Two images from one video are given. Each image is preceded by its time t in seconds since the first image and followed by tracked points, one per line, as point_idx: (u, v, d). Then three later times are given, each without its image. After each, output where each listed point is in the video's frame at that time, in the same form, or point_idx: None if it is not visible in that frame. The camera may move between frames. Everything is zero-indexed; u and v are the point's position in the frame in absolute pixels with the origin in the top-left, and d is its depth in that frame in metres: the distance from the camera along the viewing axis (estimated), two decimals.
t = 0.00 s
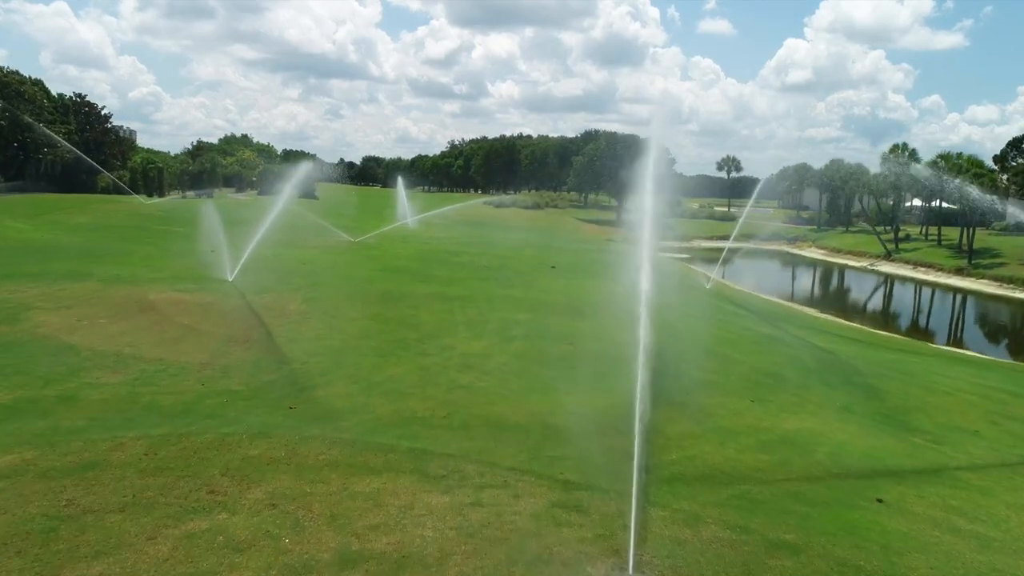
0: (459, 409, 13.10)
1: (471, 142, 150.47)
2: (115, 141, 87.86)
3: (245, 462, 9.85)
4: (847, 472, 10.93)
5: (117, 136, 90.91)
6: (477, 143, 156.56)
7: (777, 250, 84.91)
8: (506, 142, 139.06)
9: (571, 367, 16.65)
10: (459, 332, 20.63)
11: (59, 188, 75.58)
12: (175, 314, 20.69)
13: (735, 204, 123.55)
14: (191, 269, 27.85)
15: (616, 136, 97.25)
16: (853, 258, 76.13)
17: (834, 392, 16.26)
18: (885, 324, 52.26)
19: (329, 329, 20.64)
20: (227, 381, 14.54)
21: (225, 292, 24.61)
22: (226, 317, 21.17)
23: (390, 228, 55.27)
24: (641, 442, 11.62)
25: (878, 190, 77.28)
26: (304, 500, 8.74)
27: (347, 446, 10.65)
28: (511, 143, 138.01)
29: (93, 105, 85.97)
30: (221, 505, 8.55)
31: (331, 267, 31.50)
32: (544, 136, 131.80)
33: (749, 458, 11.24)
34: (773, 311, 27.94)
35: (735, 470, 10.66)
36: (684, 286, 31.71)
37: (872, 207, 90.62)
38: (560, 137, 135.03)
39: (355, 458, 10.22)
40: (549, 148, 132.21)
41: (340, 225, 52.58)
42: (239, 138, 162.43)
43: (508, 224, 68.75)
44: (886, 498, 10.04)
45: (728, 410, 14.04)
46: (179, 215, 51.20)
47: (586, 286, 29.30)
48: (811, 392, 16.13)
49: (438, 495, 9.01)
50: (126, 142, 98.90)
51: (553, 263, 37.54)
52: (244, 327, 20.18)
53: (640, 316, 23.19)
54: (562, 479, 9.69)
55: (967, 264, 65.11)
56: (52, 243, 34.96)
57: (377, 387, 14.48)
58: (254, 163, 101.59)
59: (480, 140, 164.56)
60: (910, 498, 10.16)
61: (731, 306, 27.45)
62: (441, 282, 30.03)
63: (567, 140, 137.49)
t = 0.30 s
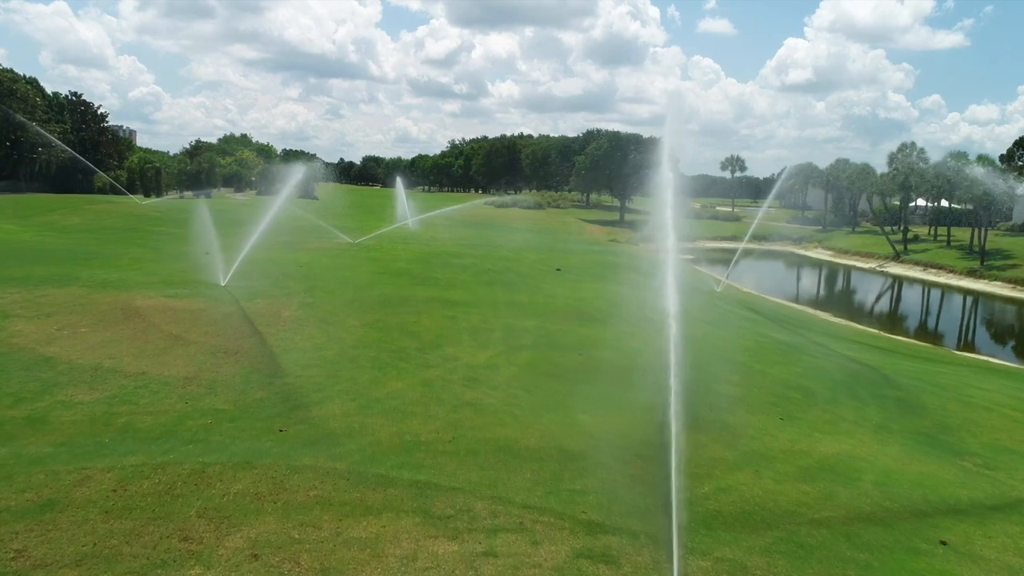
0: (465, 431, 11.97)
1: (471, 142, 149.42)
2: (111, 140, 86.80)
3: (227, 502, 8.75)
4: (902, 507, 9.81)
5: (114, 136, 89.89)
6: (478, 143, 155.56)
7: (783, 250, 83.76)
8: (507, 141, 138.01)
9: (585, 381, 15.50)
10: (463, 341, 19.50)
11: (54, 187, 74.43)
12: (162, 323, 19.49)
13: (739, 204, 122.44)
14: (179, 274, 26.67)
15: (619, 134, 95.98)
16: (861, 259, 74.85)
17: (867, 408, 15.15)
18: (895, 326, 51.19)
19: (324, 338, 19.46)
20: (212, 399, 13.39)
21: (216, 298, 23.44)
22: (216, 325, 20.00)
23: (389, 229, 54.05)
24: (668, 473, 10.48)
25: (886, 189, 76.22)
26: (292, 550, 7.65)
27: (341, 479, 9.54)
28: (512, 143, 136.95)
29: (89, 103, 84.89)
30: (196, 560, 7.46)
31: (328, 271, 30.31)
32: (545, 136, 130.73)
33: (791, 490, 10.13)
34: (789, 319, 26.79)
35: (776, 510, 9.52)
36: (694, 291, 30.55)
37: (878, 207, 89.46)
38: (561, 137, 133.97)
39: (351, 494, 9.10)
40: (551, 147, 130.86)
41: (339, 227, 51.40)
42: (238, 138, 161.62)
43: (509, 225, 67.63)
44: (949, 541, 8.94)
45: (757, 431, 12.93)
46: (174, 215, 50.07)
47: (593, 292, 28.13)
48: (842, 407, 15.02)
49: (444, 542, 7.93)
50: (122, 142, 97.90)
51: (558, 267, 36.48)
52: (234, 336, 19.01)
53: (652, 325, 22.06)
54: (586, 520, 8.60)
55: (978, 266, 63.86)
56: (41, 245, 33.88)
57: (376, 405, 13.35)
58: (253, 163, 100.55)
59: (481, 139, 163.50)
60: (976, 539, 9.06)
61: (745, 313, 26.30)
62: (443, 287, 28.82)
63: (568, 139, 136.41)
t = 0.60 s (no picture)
0: (477, 457, 10.90)
1: (471, 143, 148.55)
2: (107, 139, 85.65)
3: (207, 554, 7.68)
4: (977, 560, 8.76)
5: (110, 135, 88.76)
6: (478, 142, 154.77)
7: (788, 251, 82.58)
8: (507, 141, 136.93)
9: (600, 400, 14.42)
10: (469, 351, 18.40)
11: (49, 188, 73.36)
12: (148, 332, 18.33)
13: (742, 204, 121.34)
14: (170, 278, 25.55)
15: (621, 134, 94.87)
16: (869, 260, 73.56)
17: (907, 428, 14.08)
18: (903, 328, 50.11)
19: (321, 348, 18.31)
20: (197, 419, 12.24)
21: (208, 304, 22.33)
22: (206, 333, 18.83)
23: (389, 230, 52.95)
24: (705, 511, 9.41)
25: (895, 190, 75.01)
26: None
27: (338, 521, 8.46)
28: (513, 143, 135.93)
29: (85, 103, 83.86)
30: None
31: (326, 275, 29.19)
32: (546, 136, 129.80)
33: (846, 535, 9.08)
34: (807, 325, 25.71)
35: (830, 564, 8.45)
36: (706, 297, 29.48)
37: (885, 207, 88.32)
38: (562, 136, 132.89)
39: (350, 544, 8.02)
40: (552, 145, 129.54)
41: (337, 228, 50.25)
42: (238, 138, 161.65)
43: (511, 226, 66.53)
44: None
45: (796, 456, 11.84)
46: (168, 216, 48.96)
47: (602, 299, 27.02)
48: (880, 426, 13.99)
49: None
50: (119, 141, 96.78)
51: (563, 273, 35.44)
52: (225, 345, 17.84)
53: (668, 335, 20.98)
54: None
55: (991, 268, 62.68)
56: (28, 247, 32.74)
57: (378, 426, 12.24)
58: (251, 163, 99.52)
59: (481, 139, 162.81)
60: None
61: (762, 318, 25.26)
62: (446, 291, 27.72)
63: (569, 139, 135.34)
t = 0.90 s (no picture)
0: (493, 491, 9.92)
1: (472, 142, 147.50)
2: (103, 138, 84.48)
3: None
4: None
5: (107, 134, 87.56)
6: (478, 142, 153.79)
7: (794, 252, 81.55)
8: (508, 140, 135.80)
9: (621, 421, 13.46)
10: (477, 365, 17.34)
11: (44, 188, 72.11)
12: (135, 343, 17.19)
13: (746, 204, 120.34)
14: (162, 283, 24.40)
15: (625, 133, 93.62)
16: (878, 261, 72.26)
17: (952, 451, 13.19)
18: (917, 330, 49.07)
19: (319, 361, 17.19)
20: (181, 445, 11.11)
21: (200, 312, 21.19)
22: (196, 344, 17.66)
23: (390, 231, 51.77)
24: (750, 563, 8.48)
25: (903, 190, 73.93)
26: None
27: None
28: (513, 142, 134.87)
29: (81, 101, 82.61)
30: None
31: (325, 279, 28.06)
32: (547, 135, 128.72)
33: None
34: (827, 331, 24.79)
35: None
36: (718, 308, 28.54)
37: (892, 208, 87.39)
38: (564, 135, 131.74)
39: None
40: (553, 145, 128.28)
41: (336, 229, 49.07)
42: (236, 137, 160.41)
43: (514, 227, 65.50)
44: None
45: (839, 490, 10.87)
46: (164, 216, 47.80)
47: (612, 309, 25.94)
48: (923, 449, 13.18)
49: None
50: (116, 140, 95.54)
51: (571, 277, 34.44)
52: (217, 357, 16.69)
53: (684, 348, 20.04)
54: None
55: (1004, 270, 61.70)
56: (17, 250, 31.63)
57: (383, 451, 11.19)
58: (250, 162, 98.40)
59: (482, 138, 161.71)
60: None
61: (778, 324, 24.46)
62: (450, 297, 26.63)
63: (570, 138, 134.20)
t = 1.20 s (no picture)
0: (513, 540, 8.91)
1: (473, 142, 146.58)
2: (100, 138, 83.32)
3: None
4: None
5: (104, 134, 86.39)
6: (479, 142, 152.86)
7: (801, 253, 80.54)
8: (509, 140, 134.74)
9: (647, 449, 12.44)
10: (487, 381, 16.18)
11: (39, 188, 70.90)
12: (120, 356, 16.07)
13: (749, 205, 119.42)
14: (153, 289, 23.23)
15: (629, 133, 92.54)
16: (887, 263, 70.96)
17: (1011, 476, 12.52)
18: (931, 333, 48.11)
19: (318, 376, 16.00)
20: (161, 479, 9.98)
21: (192, 320, 19.99)
22: (185, 358, 16.43)
23: (392, 233, 50.62)
24: None
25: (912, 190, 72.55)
26: None
27: None
28: (515, 142, 133.87)
29: (78, 100, 81.50)
30: None
31: (324, 283, 26.91)
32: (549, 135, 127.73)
33: None
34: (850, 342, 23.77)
35: None
36: (735, 316, 27.41)
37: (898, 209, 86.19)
38: (565, 135, 130.76)
39: None
40: (556, 145, 127.21)
41: (336, 231, 47.87)
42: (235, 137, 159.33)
43: (518, 228, 64.46)
44: None
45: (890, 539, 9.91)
46: (159, 217, 46.62)
47: (625, 317, 24.78)
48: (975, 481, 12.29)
49: None
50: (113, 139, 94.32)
51: (579, 281, 33.39)
52: (206, 372, 15.46)
53: (706, 360, 18.91)
54: None
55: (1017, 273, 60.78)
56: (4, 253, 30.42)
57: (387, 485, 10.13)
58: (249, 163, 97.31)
59: (483, 138, 160.82)
60: None
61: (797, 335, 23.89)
62: (455, 303, 25.48)
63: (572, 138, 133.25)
